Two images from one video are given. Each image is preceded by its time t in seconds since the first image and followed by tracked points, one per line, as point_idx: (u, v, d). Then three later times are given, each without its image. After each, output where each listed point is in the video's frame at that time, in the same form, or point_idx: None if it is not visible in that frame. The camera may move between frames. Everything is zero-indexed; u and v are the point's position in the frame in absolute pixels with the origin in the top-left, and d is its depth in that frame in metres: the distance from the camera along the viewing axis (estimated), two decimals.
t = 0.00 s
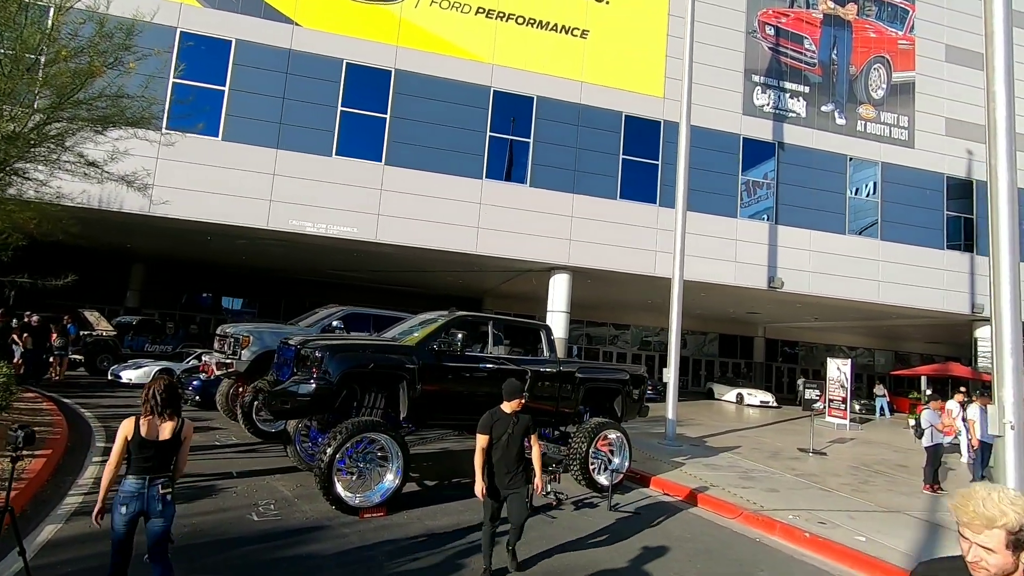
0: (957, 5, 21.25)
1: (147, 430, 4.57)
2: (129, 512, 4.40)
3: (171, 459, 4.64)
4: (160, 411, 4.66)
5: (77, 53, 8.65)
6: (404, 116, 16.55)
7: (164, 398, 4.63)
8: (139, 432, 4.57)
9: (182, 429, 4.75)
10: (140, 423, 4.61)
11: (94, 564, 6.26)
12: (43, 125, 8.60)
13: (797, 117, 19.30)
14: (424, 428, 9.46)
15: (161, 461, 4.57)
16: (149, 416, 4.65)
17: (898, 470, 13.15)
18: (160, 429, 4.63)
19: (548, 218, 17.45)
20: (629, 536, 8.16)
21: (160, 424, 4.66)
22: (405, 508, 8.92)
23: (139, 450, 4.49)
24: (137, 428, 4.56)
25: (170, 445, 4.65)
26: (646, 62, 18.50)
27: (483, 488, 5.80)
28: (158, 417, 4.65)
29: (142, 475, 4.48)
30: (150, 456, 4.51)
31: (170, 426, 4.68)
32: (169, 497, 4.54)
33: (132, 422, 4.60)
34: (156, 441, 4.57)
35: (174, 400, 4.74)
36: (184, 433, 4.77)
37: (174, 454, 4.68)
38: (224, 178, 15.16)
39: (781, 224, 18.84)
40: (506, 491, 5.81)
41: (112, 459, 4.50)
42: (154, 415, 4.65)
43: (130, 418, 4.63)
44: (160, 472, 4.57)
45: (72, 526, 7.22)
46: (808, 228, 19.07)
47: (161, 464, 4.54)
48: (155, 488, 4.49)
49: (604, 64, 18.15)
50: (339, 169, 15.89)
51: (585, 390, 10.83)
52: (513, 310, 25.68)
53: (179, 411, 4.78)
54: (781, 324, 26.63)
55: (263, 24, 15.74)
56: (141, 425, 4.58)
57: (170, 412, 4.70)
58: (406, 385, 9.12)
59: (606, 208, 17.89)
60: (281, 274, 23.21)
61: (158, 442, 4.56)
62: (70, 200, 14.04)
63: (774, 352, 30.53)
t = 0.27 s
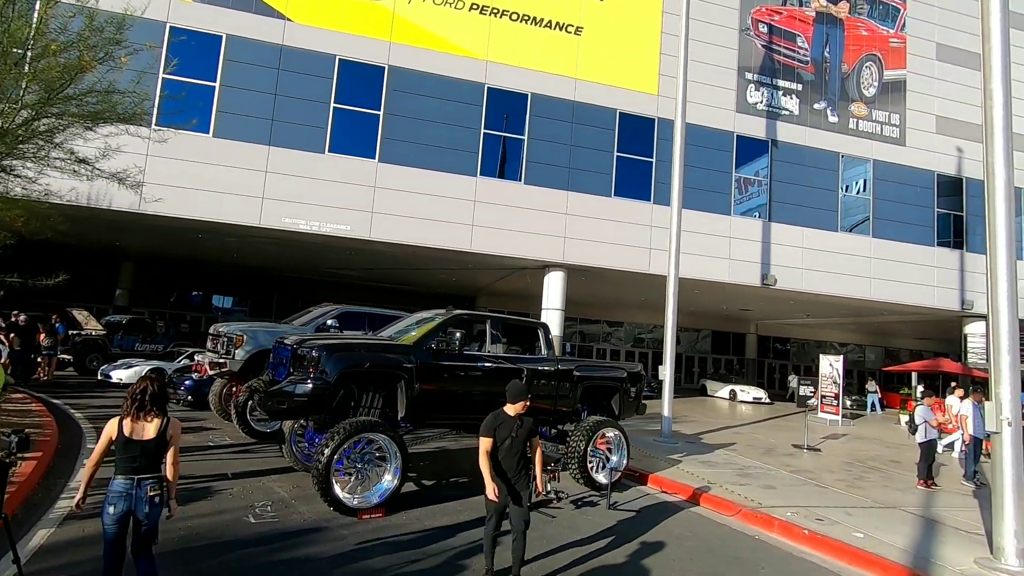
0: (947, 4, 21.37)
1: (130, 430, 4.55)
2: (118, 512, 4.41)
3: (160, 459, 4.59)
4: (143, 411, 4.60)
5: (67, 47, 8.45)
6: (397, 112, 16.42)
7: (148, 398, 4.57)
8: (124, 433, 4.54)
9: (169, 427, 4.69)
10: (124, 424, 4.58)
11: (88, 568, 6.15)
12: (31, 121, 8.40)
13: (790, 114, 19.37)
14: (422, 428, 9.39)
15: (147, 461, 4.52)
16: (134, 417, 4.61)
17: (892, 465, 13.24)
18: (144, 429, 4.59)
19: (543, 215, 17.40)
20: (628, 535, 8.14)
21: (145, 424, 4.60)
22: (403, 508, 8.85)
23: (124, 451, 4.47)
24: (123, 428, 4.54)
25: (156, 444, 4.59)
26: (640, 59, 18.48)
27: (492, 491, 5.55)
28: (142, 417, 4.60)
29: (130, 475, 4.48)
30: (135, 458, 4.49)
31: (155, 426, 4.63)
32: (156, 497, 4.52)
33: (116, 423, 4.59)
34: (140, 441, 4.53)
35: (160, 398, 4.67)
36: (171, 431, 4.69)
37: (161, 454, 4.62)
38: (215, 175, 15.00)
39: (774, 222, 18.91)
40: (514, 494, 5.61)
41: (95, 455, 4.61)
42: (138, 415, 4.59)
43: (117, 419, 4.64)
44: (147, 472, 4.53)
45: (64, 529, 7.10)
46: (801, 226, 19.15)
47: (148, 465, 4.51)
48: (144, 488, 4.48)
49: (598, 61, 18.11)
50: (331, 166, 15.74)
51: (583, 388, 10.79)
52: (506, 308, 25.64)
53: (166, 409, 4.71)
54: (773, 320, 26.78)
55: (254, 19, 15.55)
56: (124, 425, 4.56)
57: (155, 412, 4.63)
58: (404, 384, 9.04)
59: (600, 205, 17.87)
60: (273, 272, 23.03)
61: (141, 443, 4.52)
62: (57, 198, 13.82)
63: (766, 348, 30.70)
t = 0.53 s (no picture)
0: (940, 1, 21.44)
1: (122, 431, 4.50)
2: (115, 515, 4.30)
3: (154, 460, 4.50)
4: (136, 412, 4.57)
5: (60, 44, 8.30)
6: (393, 110, 16.32)
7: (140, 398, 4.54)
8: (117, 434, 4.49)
9: (161, 429, 4.62)
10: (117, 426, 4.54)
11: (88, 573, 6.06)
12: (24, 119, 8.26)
13: (785, 111, 19.39)
14: (424, 428, 9.33)
15: (140, 462, 4.43)
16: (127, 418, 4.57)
17: (890, 461, 13.30)
18: (137, 430, 4.54)
19: (539, 213, 17.35)
20: (631, 533, 8.11)
21: (137, 425, 4.56)
22: (404, 509, 8.79)
23: (115, 452, 4.39)
24: (114, 430, 4.49)
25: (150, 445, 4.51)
26: (636, 56, 18.44)
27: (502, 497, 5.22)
28: (134, 418, 4.56)
29: (124, 477, 4.38)
30: (129, 459, 4.40)
31: (147, 427, 4.56)
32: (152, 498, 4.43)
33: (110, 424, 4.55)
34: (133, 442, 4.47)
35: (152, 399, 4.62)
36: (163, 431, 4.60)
37: (154, 455, 4.52)
38: (210, 174, 14.86)
39: (770, 218, 18.94)
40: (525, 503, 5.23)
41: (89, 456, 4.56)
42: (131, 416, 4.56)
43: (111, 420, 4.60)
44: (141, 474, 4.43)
45: (62, 534, 7.01)
46: (797, 223, 19.20)
47: (142, 466, 4.42)
48: (140, 488, 4.40)
49: (594, 58, 18.06)
50: (327, 164, 15.63)
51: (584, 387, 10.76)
52: (502, 306, 25.60)
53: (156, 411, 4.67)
54: (769, 317, 26.87)
55: (248, 17, 15.40)
56: (117, 427, 4.52)
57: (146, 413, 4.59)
58: (405, 384, 8.98)
59: (596, 203, 17.85)
60: (267, 272, 22.90)
61: (133, 443, 4.45)
62: (49, 199, 13.66)
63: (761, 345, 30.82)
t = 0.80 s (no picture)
0: None
1: (117, 433, 4.44)
2: (113, 515, 4.20)
3: (149, 460, 4.43)
4: (130, 414, 4.52)
5: (52, 40, 8.14)
6: (387, 108, 16.21)
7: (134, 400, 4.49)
8: (111, 437, 4.43)
9: (155, 430, 4.56)
10: (112, 428, 4.48)
11: None
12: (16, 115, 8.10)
13: (779, 109, 19.46)
14: (424, 427, 9.27)
15: (135, 463, 4.34)
16: (121, 421, 4.51)
17: (886, 456, 13.37)
18: (131, 432, 4.48)
19: (535, 211, 17.31)
20: (635, 531, 8.08)
21: (131, 428, 4.51)
22: (404, 509, 8.71)
23: (109, 453, 4.31)
24: (109, 433, 4.42)
25: (142, 447, 4.45)
26: (631, 53, 18.44)
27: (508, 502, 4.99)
28: (129, 421, 4.51)
29: (120, 478, 4.29)
30: (123, 459, 4.31)
31: (141, 429, 4.50)
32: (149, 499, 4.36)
33: (105, 428, 4.49)
34: (127, 443, 4.39)
35: (147, 401, 4.58)
36: (158, 432, 4.56)
37: (148, 456, 4.44)
38: (203, 172, 14.71)
39: (765, 216, 19.00)
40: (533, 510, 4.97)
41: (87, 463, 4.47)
42: (125, 419, 4.51)
43: (105, 423, 4.54)
44: (136, 475, 4.35)
45: (58, 538, 6.88)
46: (791, 220, 19.28)
47: (137, 466, 4.34)
48: (137, 488, 4.32)
49: (589, 56, 18.04)
50: (322, 163, 15.52)
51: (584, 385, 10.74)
52: (497, 304, 25.56)
53: (152, 412, 4.63)
54: (762, 314, 27.01)
55: (240, 14, 15.24)
56: (112, 429, 4.46)
57: (140, 415, 4.55)
58: (405, 383, 8.90)
59: (592, 200, 17.84)
60: (261, 271, 22.79)
61: (127, 445, 4.38)
62: (39, 198, 13.46)
63: (754, 342, 30.96)
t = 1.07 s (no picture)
0: None
1: (117, 432, 4.35)
2: (112, 512, 4.13)
3: (150, 459, 4.37)
4: (131, 412, 4.44)
5: (45, 34, 7.99)
6: (382, 105, 16.12)
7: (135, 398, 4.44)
8: (111, 435, 4.34)
9: (155, 430, 4.51)
10: (112, 427, 4.38)
11: None
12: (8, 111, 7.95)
13: (773, 106, 19.53)
14: (424, 425, 9.22)
15: (136, 461, 4.28)
16: (122, 419, 4.43)
17: (882, 452, 13.48)
18: (132, 431, 4.40)
19: (531, 209, 17.29)
20: (637, 528, 8.08)
21: (132, 427, 4.43)
22: (405, 509, 8.66)
23: (110, 452, 4.23)
24: (109, 430, 4.34)
25: (143, 445, 4.39)
26: (626, 50, 18.44)
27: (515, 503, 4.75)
28: (129, 419, 4.44)
29: (122, 476, 4.22)
30: (125, 457, 4.24)
31: (141, 428, 4.43)
32: (150, 497, 4.30)
33: (104, 426, 4.40)
34: (127, 442, 4.32)
35: (147, 400, 4.54)
36: (158, 430, 4.52)
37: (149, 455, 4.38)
38: (197, 169, 14.56)
39: (759, 213, 19.07)
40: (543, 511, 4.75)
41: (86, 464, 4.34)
42: (126, 418, 4.43)
43: (104, 422, 4.44)
44: (137, 473, 4.28)
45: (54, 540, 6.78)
46: (785, 217, 19.37)
47: (138, 465, 4.28)
48: (137, 485, 4.26)
49: (584, 53, 18.02)
50: (316, 160, 15.41)
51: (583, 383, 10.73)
52: (492, 302, 25.52)
53: (152, 411, 4.57)
54: (756, 311, 27.15)
55: (233, 10, 15.09)
56: (113, 427, 4.37)
57: (141, 414, 4.48)
58: (406, 381, 8.85)
59: (588, 198, 17.83)
60: (254, 270, 22.64)
61: (129, 443, 4.31)
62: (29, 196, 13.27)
63: (747, 339, 31.12)
